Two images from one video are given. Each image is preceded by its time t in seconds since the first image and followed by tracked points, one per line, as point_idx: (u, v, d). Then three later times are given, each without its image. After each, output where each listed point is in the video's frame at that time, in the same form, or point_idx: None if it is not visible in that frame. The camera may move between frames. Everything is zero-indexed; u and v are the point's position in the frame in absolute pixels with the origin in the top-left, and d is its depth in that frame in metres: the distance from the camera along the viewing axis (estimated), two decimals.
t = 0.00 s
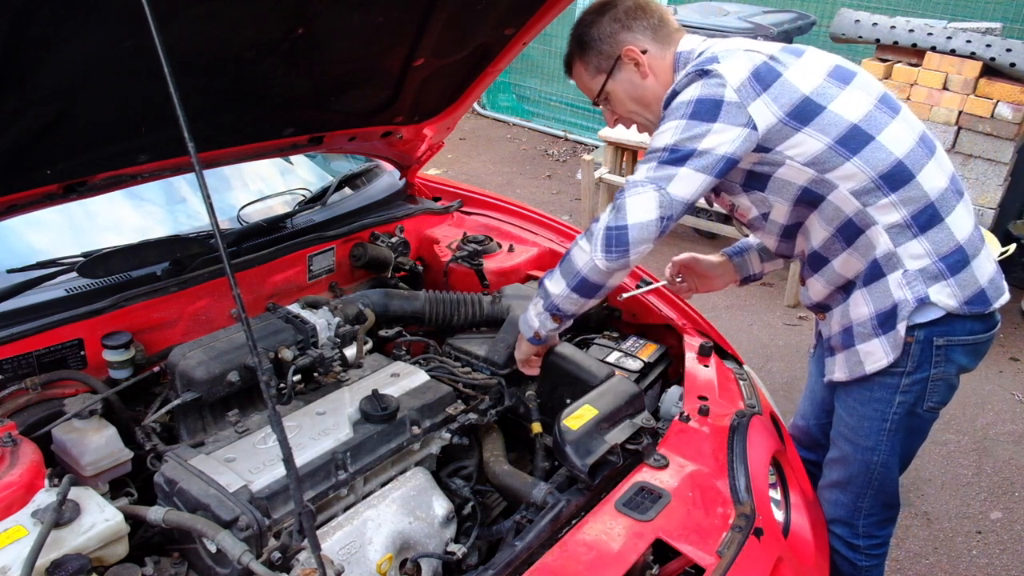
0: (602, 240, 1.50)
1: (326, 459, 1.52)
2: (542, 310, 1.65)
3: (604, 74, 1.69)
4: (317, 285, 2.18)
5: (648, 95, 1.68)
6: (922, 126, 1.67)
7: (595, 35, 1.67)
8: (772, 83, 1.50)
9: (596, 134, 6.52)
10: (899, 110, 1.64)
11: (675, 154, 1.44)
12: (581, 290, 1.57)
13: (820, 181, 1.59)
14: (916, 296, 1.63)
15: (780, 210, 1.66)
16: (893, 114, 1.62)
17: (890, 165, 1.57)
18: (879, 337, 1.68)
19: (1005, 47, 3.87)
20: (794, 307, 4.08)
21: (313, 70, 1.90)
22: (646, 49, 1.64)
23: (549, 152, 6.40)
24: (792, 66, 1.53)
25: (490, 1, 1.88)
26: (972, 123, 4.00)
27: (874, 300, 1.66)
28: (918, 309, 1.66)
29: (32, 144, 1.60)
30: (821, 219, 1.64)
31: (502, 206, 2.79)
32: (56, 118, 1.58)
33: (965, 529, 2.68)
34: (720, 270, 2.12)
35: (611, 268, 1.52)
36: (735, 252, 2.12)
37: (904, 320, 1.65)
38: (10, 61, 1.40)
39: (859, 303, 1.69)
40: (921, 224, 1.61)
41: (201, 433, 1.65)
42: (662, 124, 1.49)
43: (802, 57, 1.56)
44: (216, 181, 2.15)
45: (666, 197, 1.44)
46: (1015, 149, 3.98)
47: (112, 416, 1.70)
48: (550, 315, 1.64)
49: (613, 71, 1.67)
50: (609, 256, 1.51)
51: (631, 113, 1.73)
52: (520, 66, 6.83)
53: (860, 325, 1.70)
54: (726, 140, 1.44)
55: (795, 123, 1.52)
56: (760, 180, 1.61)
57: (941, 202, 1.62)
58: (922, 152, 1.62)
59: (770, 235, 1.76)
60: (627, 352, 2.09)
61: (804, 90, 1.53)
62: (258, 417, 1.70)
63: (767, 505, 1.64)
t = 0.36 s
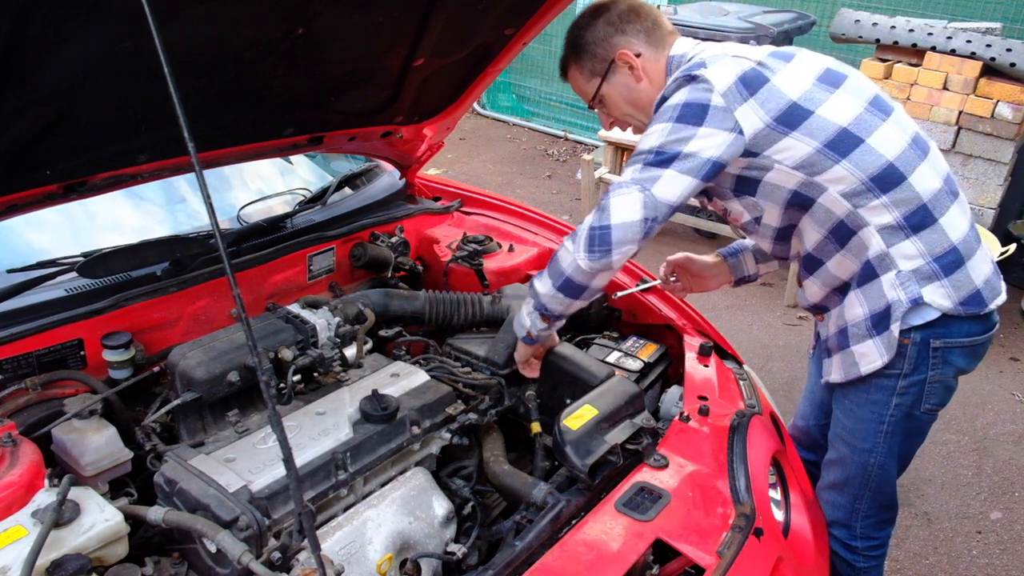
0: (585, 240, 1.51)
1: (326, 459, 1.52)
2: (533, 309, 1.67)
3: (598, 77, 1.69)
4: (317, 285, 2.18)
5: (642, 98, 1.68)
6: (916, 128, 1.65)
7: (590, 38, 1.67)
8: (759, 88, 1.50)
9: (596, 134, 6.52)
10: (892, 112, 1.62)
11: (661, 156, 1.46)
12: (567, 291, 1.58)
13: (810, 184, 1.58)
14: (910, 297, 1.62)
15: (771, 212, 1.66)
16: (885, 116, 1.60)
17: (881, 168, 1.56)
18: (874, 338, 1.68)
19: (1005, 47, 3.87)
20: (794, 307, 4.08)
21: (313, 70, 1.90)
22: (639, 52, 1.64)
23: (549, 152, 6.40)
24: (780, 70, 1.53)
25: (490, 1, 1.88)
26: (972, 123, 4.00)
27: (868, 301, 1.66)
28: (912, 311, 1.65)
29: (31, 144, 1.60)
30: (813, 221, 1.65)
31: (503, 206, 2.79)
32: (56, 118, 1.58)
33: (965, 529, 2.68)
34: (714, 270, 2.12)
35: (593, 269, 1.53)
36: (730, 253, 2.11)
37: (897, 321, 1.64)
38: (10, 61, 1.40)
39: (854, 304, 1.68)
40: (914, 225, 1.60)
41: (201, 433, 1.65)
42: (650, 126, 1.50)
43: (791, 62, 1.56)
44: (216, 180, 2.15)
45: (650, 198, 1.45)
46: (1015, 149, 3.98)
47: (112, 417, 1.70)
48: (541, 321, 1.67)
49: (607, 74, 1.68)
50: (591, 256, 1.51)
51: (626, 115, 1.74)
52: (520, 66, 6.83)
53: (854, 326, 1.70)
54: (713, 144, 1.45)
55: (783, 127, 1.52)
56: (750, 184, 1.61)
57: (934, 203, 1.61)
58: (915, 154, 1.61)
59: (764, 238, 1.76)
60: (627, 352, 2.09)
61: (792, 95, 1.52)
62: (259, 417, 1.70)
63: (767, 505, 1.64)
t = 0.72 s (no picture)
0: (570, 225, 1.52)
1: (326, 459, 1.52)
2: (523, 297, 1.68)
3: (599, 70, 1.70)
4: (317, 286, 2.18)
5: (643, 90, 1.68)
6: (914, 130, 1.65)
7: (591, 31, 1.67)
8: (754, 85, 1.49)
9: (596, 134, 6.52)
10: (889, 112, 1.61)
11: (649, 145, 1.45)
12: (552, 278, 1.59)
13: (800, 182, 1.58)
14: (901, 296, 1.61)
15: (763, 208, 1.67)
16: (881, 117, 1.60)
17: (873, 168, 1.56)
18: (867, 336, 1.67)
19: (1005, 47, 3.87)
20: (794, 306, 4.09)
21: (313, 70, 1.90)
22: (641, 44, 1.64)
23: (549, 152, 6.40)
24: (776, 68, 1.53)
25: (490, 1, 1.88)
26: (972, 123, 4.00)
27: (860, 299, 1.66)
28: (904, 310, 1.65)
29: (31, 144, 1.60)
30: (804, 220, 1.65)
31: (502, 206, 2.79)
32: (56, 118, 1.58)
33: (965, 529, 2.68)
34: (714, 266, 2.12)
35: (577, 255, 1.53)
36: (730, 249, 2.12)
37: (889, 319, 1.63)
38: (10, 61, 1.40)
39: (847, 303, 1.68)
40: (906, 225, 1.59)
41: (201, 433, 1.65)
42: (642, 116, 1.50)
43: (789, 59, 1.56)
44: (216, 180, 2.15)
45: (633, 185, 1.44)
46: (1015, 149, 3.98)
47: (112, 416, 1.70)
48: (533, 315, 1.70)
49: (608, 67, 1.68)
50: (574, 241, 1.51)
51: (626, 109, 1.73)
52: (520, 66, 6.83)
53: (848, 325, 1.70)
54: (702, 137, 1.45)
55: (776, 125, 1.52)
56: (742, 179, 1.63)
57: (928, 205, 1.60)
58: (909, 155, 1.60)
59: (757, 234, 1.77)
60: (627, 352, 2.09)
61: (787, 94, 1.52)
62: (259, 417, 1.70)
63: (767, 505, 1.64)
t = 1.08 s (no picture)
0: (558, 208, 1.52)
1: (326, 459, 1.52)
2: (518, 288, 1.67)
3: (608, 51, 1.69)
4: (317, 285, 2.18)
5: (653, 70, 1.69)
6: (910, 129, 1.63)
7: (599, 13, 1.65)
8: (748, 80, 1.48)
9: (596, 134, 6.52)
10: (884, 111, 1.59)
11: (640, 132, 1.45)
12: (543, 264, 1.59)
13: (789, 177, 1.58)
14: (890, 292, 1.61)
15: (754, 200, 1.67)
16: (876, 115, 1.58)
17: (863, 165, 1.55)
18: (854, 332, 1.67)
19: (1005, 47, 3.87)
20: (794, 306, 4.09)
21: (313, 70, 1.91)
22: (650, 25, 1.64)
23: (549, 152, 6.40)
24: (771, 61, 1.50)
25: (490, 1, 1.88)
26: (972, 123, 4.00)
27: (849, 295, 1.65)
28: (894, 306, 1.64)
29: (31, 144, 1.60)
30: (791, 214, 1.65)
31: (502, 206, 2.79)
32: (56, 118, 1.58)
33: (965, 529, 2.68)
34: (713, 250, 2.13)
35: (564, 239, 1.53)
36: (728, 234, 2.12)
37: (877, 315, 1.62)
38: (10, 61, 1.40)
39: (836, 298, 1.67)
40: (895, 223, 1.59)
41: (201, 432, 1.65)
42: (636, 103, 1.50)
43: (786, 52, 1.53)
44: (216, 180, 2.15)
45: (621, 170, 1.45)
46: (1014, 149, 3.98)
47: (112, 416, 1.70)
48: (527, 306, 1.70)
49: (617, 49, 1.68)
50: (561, 224, 1.52)
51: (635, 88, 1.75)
52: (520, 66, 6.83)
53: (837, 320, 1.69)
54: (691, 127, 1.44)
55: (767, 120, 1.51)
56: (731, 170, 1.63)
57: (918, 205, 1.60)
58: (903, 155, 1.59)
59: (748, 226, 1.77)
60: (627, 352, 2.09)
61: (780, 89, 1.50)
62: (259, 417, 1.70)
63: (767, 505, 1.64)
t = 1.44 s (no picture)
0: (535, 200, 1.57)
1: (326, 459, 1.53)
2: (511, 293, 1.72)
3: (583, 76, 1.71)
4: (317, 286, 2.18)
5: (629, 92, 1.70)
6: (874, 121, 1.64)
7: (571, 40, 1.70)
8: (710, 78, 1.52)
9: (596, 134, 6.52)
10: (846, 106, 1.61)
11: (611, 127, 1.50)
12: (525, 262, 1.63)
13: (755, 172, 1.59)
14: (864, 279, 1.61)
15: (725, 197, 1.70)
16: (837, 110, 1.60)
17: (826, 157, 1.56)
18: (828, 322, 1.66)
19: (1005, 47, 3.87)
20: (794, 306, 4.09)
21: (314, 70, 1.91)
22: (620, 47, 1.67)
23: (550, 152, 6.40)
24: (733, 62, 1.55)
25: (490, 1, 1.88)
26: (972, 123, 4.00)
27: (821, 285, 1.65)
28: (864, 295, 1.64)
29: (31, 144, 1.60)
30: (761, 210, 1.66)
31: (503, 206, 2.79)
32: (56, 118, 1.58)
33: (965, 529, 2.68)
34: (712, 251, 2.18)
35: (540, 231, 1.57)
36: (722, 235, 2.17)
37: (848, 305, 1.62)
38: (10, 61, 1.40)
39: (810, 289, 1.67)
40: (862, 212, 1.59)
41: (201, 433, 1.66)
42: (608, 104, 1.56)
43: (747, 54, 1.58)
44: (216, 180, 2.15)
45: (594, 162, 1.49)
46: (1015, 149, 3.99)
47: (112, 416, 1.70)
48: (518, 314, 1.74)
49: (591, 73, 1.70)
50: (537, 216, 1.56)
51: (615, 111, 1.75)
52: (520, 66, 6.83)
53: (810, 311, 1.69)
54: (660, 123, 1.48)
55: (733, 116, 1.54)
56: (701, 170, 1.65)
57: (885, 194, 1.60)
58: (866, 146, 1.60)
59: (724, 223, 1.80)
60: (627, 352, 2.09)
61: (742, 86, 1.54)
62: (259, 417, 1.70)
63: (767, 505, 1.64)
